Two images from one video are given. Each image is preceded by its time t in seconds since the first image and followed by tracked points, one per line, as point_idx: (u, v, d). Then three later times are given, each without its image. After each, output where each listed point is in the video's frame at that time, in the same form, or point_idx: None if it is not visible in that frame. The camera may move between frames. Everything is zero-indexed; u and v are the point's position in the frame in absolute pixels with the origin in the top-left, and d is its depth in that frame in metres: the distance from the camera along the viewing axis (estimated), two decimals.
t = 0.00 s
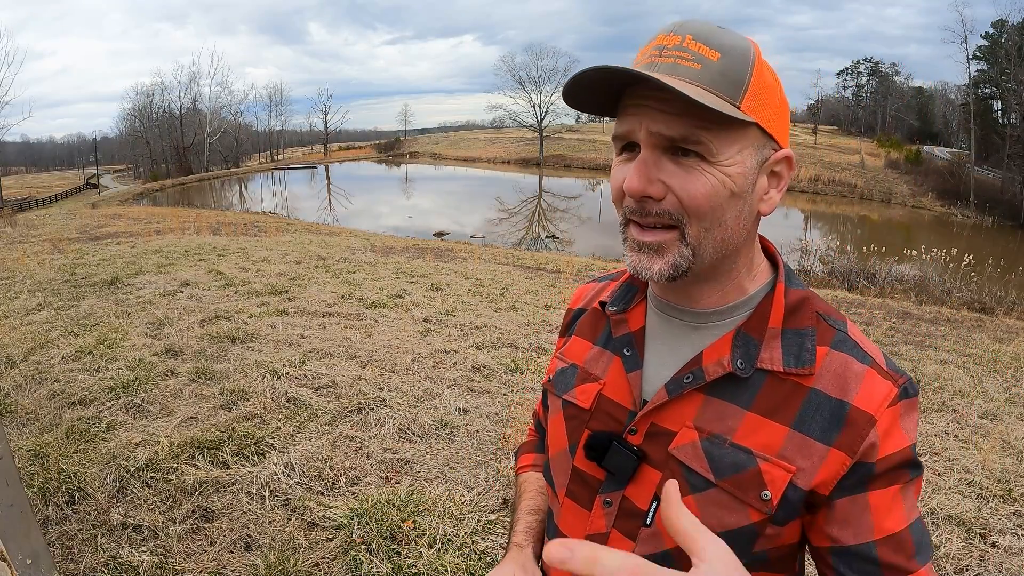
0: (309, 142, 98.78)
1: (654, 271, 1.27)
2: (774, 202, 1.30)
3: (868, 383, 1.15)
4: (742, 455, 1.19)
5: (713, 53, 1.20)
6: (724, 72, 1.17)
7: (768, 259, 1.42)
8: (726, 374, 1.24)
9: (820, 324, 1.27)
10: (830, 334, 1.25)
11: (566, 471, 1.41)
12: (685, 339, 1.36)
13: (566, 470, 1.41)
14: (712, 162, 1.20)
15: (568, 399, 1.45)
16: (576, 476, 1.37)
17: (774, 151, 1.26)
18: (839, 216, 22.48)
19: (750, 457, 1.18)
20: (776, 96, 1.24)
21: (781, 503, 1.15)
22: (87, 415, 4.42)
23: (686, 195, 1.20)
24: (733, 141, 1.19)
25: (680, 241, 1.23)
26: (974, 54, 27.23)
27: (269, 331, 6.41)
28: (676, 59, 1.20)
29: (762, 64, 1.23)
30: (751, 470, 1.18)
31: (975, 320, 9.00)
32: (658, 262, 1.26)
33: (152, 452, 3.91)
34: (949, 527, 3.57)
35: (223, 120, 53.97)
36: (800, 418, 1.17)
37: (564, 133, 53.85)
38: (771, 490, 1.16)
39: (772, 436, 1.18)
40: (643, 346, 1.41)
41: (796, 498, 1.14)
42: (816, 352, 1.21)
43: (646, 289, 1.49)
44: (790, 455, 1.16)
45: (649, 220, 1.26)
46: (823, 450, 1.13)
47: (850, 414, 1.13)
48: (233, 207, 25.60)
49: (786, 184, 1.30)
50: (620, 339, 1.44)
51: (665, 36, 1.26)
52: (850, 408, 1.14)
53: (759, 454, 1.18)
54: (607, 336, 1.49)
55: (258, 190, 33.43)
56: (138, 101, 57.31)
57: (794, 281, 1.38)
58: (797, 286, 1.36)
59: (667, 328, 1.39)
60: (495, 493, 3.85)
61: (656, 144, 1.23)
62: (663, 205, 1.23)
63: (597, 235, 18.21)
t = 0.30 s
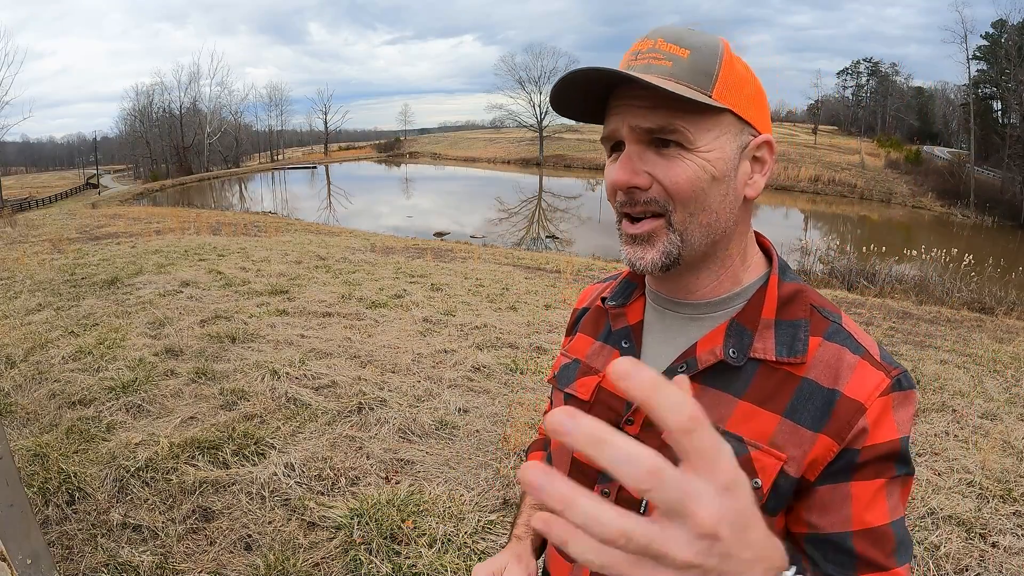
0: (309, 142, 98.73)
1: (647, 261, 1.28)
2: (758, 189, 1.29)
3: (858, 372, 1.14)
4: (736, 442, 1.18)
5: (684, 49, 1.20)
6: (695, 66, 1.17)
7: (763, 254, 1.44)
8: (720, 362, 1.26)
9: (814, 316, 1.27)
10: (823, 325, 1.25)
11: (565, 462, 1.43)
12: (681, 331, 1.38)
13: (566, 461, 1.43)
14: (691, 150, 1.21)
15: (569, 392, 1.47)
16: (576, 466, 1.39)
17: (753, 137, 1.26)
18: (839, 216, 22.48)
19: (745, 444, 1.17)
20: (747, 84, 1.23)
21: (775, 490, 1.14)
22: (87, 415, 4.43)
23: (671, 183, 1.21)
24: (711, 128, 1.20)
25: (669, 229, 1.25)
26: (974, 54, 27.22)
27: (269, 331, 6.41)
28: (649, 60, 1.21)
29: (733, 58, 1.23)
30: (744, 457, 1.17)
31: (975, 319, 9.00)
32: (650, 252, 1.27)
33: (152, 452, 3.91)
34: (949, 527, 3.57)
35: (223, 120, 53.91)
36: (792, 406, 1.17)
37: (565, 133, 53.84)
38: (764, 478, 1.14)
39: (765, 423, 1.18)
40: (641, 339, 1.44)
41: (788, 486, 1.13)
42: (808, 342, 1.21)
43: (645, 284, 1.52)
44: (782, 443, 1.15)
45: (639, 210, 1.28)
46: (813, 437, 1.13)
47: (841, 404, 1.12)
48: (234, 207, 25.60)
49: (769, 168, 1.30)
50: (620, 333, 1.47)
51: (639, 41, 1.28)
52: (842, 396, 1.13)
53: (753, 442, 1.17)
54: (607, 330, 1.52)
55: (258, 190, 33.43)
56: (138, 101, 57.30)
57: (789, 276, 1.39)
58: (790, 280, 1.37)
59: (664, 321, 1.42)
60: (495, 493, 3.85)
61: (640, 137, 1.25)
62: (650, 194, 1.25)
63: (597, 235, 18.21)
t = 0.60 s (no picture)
0: (309, 141, 98.77)
1: (680, 270, 1.27)
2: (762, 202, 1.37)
3: (847, 361, 1.16)
4: (734, 435, 1.19)
5: (732, 62, 1.21)
6: (748, 82, 1.18)
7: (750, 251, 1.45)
8: (716, 358, 1.25)
9: (801, 308, 1.28)
10: (812, 317, 1.26)
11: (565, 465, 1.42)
12: (675, 331, 1.37)
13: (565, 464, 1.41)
14: (737, 166, 1.24)
15: (565, 395, 1.46)
16: (576, 468, 1.38)
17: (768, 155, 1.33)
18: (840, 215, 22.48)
19: (742, 438, 1.18)
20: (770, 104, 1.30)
21: (774, 482, 1.14)
22: (87, 415, 4.43)
23: (717, 197, 1.23)
24: (753, 147, 1.25)
25: (704, 239, 1.25)
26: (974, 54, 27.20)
27: (269, 331, 6.41)
28: (705, 66, 1.18)
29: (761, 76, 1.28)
30: (743, 449, 1.17)
31: (975, 320, 9.00)
32: (683, 261, 1.26)
33: (152, 452, 3.91)
34: (949, 527, 3.57)
35: (223, 120, 53.89)
36: (787, 398, 1.17)
37: (565, 133, 53.83)
38: (764, 468, 1.15)
39: (759, 416, 1.18)
40: (635, 338, 1.43)
41: (786, 476, 1.14)
42: (799, 334, 1.22)
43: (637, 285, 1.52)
44: (778, 434, 1.16)
45: (676, 221, 1.27)
46: (807, 427, 1.14)
47: (832, 393, 1.13)
48: (234, 207, 25.60)
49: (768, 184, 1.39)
50: (612, 333, 1.46)
51: (682, 42, 1.23)
52: (833, 386, 1.14)
53: (750, 434, 1.17)
54: (600, 332, 1.50)
55: (259, 190, 33.44)
56: (138, 101, 57.32)
57: (775, 269, 1.40)
58: (777, 274, 1.38)
59: (657, 320, 1.41)
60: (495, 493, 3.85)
61: (688, 147, 1.23)
62: (694, 207, 1.25)
63: (597, 235, 18.21)
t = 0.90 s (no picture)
0: (309, 142, 98.76)
1: (683, 279, 1.26)
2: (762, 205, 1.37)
3: (848, 362, 1.17)
4: (741, 435, 1.19)
5: (740, 67, 1.20)
6: (755, 90, 1.18)
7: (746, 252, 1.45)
8: (722, 360, 1.25)
9: (802, 309, 1.29)
10: (813, 318, 1.27)
11: (566, 467, 1.39)
12: (678, 333, 1.36)
13: (566, 466, 1.39)
14: (743, 175, 1.24)
15: (564, 397, 1.43)
16: (579, 471, 1.35)
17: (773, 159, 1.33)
18: (839, 216, 22.48)
19: (749, 438, 1.18)
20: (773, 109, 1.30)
21: (780, 480, 1.15)
22: (87, 415, 4.42)
23: (722, 207, 1.23)
24: (758, 155, 1.25)
25: (707, 249, 1.25)
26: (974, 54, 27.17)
27: (269, 331, 6.41)
28: (713, 73, 1.17)
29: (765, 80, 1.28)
30: (751, 449, 1.17)
31: (975, 320, 8.99)
32: (686, 270, 1.26)
33: (152, 452, 3.91)
34: (949, 527, 3.57)
35: (223, 121, 53.89)
36: (792, 398, 1.17)
37: (565, 133, 53.84)
38: (771, 467, 1.15)
39: (766, 416, 1.18)
40: (636, 340, 1.41)
41: (793, 475, 1.15)
42: (802, 335, 1.23)
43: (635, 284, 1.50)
44: (784, 433, 1.16)
45: (679, 230, 1.27)
46: (811, 426, 1.15)
47: (837, 393, 1.14)
48: (233, 207, 25.60)
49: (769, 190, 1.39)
50: (614, 334, 1.43)
51: (690, 44, 1.22)
52: (836, 387, 1.14)
53: (758, 434, 1.18)
54: (598, 332, 1.48)
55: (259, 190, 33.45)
56: (138, 101, 57.34)
57: (772, 271, 1.41)
58: (776, 275, 1.39)
59: (659, 323, 1.39)
60: (495, 493, 3.85)
61: (694, 156, 1.23)
62: (698, 216, 1.24)
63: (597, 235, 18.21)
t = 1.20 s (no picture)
0: (310, 142, 98.81)
1: (674, 279, 1.27)
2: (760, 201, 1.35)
3: (844, 364, 1.17)
4: (735, 437, 1.19)
5: (729, 66, 1.19)
6: (742, 89, 1.17)
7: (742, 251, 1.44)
8: (717, 361, 1.25)
9: (799, 309, 1.29)
10: (809, 319, 1.26)
11: (561, 466, 1.40)
12: (673, 333, 1.36)
13: (562, 464, 1.40)
14: (733, 176, 1.23)
15: (560, 396, 1.43)
16: (574, 470, 1.36)
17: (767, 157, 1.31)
18: (839, 216, 22.49)
19: (743, 439, 1.18)
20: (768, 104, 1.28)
21: (774, 481, 1.15)
22: (87, 415, 4.42)
23: (709, 209, 1.23)
24: (749, 154, 1.23)
25: (697, 250, 1.25)
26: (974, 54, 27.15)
27: (269, 331, 6.41)
28: (699, 74, 1.17)
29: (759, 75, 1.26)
30: (745, 451, 1.17)
31: (975, 320, 8.99)
32: (677, 271, 1.27)
33: (152, 452, 3.91)
34: (949, 527, 3.57)
35: (223, 121, 53.89)
36: (785, 400, 1.17)
37: (564, 133, 53.84)
38: (764, 468, 1.16)
39: (760, 417, 1.18)
40: (632, 340, 1.41)
41: (784, 475, 1.15)
42: (797, 337, 1.22)
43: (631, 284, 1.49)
44: (779, 434, 1.16)
45: (668, 232, 1.27)
46: (805, 428, 1.15)
47: (831, 397, 1.14)
48: (233, 207, 25.61)
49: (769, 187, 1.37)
50: (609, 334, 1.43)
51: (678, 45, 1.21)
52: (831, 390, 1.14)
53: (751, 435, 1.18)
54: (594, 332, 1.48)
55: (259, 190, 33.46)
56: (138, 101, 57.35)
57: (769, 270, 1.40)
58: (772, 275, 1.38)
59: (654, 323, 1.39)
60: (495, 493, 3.85)
61: (681, 158, 1.23)
62: (686, 218, 1.25)
63: (597, 235, 18.21)
